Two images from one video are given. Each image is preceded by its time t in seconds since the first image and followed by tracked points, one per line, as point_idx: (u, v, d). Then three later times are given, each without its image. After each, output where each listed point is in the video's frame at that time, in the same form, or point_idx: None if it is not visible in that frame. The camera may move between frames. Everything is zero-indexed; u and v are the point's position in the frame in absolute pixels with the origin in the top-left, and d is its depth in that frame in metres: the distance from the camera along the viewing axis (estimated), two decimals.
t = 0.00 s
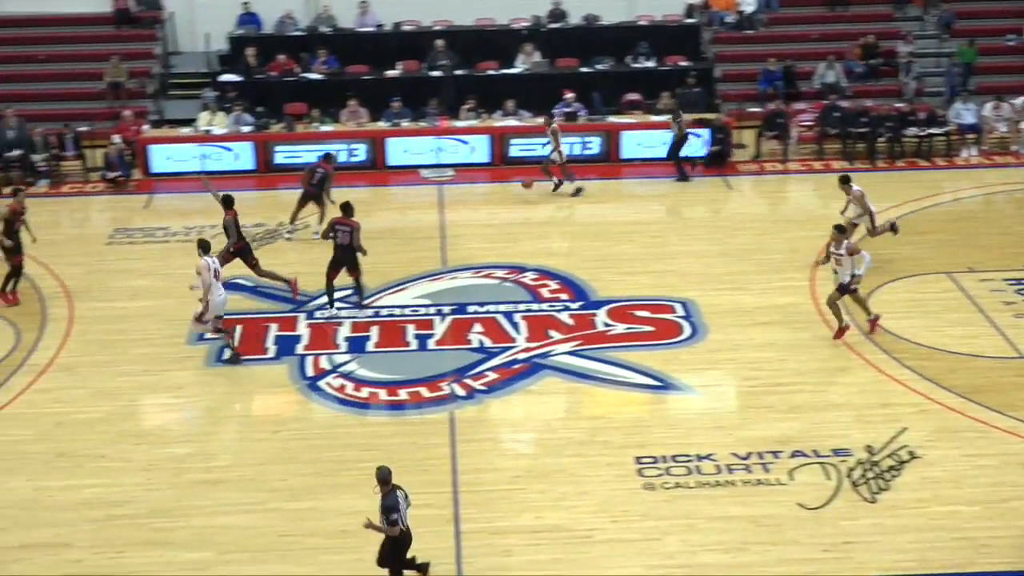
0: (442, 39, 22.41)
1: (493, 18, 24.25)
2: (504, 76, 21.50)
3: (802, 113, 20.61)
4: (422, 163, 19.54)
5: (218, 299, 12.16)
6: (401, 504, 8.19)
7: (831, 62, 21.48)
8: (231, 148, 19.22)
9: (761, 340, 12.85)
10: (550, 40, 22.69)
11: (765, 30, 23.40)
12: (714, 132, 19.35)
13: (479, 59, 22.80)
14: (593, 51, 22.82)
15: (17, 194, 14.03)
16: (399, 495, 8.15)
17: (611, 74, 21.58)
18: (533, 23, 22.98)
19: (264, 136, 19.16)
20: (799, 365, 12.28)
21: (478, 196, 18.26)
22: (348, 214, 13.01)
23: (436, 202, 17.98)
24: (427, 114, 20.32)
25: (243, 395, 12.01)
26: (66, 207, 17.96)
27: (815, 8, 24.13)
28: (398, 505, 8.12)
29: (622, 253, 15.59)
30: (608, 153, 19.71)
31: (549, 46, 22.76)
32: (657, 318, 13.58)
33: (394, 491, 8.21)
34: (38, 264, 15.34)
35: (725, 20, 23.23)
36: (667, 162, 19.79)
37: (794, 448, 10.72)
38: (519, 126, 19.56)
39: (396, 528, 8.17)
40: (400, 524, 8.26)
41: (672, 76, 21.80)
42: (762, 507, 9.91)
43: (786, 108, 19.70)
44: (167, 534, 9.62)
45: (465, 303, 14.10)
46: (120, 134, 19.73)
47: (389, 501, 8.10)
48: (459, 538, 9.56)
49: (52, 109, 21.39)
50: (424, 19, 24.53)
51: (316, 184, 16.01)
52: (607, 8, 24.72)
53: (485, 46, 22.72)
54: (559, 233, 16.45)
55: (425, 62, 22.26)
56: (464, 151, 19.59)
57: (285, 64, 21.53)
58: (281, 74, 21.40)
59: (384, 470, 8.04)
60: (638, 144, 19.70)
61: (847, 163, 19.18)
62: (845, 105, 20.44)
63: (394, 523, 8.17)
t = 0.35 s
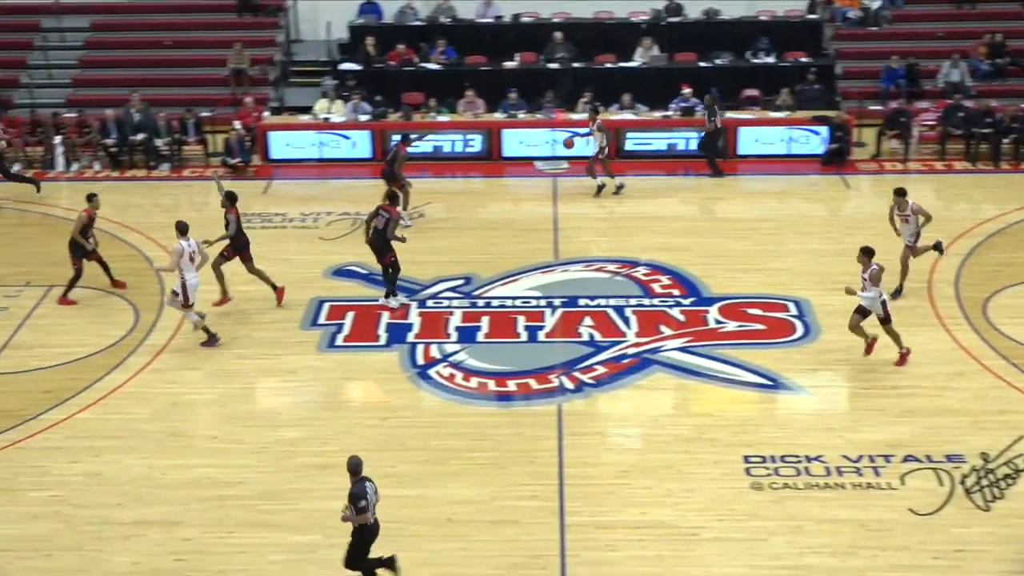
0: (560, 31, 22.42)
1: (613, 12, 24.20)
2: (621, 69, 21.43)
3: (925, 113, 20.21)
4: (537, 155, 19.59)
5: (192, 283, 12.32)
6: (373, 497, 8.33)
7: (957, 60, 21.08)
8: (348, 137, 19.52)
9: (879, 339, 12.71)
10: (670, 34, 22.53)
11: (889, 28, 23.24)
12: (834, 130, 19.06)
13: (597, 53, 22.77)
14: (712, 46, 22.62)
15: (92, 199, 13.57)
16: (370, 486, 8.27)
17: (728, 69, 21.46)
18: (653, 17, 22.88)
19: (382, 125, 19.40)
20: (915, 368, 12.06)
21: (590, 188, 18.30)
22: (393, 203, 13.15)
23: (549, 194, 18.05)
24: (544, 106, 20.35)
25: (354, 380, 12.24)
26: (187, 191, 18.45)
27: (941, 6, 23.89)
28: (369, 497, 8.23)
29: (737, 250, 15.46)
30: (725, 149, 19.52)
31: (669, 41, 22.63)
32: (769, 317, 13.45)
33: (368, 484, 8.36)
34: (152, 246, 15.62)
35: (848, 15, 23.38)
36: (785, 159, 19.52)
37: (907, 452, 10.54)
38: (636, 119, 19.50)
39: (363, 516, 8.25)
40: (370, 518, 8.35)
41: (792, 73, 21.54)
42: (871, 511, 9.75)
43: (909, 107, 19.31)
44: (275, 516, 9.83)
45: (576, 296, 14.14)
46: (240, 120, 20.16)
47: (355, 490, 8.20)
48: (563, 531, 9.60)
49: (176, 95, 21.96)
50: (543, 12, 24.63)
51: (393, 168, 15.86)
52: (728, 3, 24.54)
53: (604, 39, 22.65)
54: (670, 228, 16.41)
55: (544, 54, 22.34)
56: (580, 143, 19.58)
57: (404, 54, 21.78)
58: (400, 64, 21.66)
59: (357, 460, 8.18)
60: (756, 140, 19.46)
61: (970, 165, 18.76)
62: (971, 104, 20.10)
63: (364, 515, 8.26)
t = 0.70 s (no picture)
0: (671, 30, 22.33)
1: (724, 11, 23.97)
2: (732, 68, 21.25)
3: None
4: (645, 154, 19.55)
5: (177, 266, 12.78)
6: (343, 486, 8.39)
7: None
8: (456, 133, 19.67)
9: (989, 349, 12.43)
10: (783, 35, 22.27)
11: (1009, 31, 22.60)
12: (947, 134, 18.67)
13: (707, 52, 22.60)
14: (825, 47, 22.29)
15: (169, 181, 13.47)
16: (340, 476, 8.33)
17: (841, 70, 21.11)
18: (765, 17, 22.63)
19: (490, 121, 19.53)
20: None
21: (696, 188, 18.18)
22: (434, 208, 13.08)
23: (656, 193, 17.97)
24: (653, 105, 20.28)
25: (455, 374, 12.38)
26: (296, 183, 18.81)
27: None
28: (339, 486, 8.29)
29: (843, 255, 15.22)
30: (835, 151, 19.24)
31: (781, 41, 22.35)
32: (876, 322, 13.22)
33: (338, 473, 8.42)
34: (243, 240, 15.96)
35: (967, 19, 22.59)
36: (897, 163, 19.16)
37: (1015, 465, 10.29)
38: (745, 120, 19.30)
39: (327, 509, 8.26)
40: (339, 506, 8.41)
41: (906, 75, 21.11)
42: (978, 523, 9.54)
43: None
44: (374, 507, 10.00)
45: (680, 296, 14.09)
46: (351, 114, 20.45)
47: (326, 481, 8.21)
48: (661, 532, 9.59)
49: (288, 88, 22.39)
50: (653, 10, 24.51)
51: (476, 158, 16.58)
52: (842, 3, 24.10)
53: (715, 38, 22.47)
54: (775, 230, 16.24)
55: (654, 52, 22.26)
56: (687, 143, 19.50)
57: (514, 51, 21.95)
58: (510, 61, 21.78)
59: (328, 450, 8.23)
60: (868, 143, 19.17)
61: None
62: None
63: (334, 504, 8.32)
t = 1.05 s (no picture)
0: (770, 31, 22.09)
1: (824, 13, 23.67)
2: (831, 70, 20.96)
3: None
4: (740, 156, 19.42)
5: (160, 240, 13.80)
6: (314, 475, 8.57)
7: None
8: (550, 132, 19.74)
9: None
10: (883, 37, 21.91)
11: None
12: None
13: (804, 54, 22.34)
14: (926, 50, 21.90)
15: (246, 168, 13.95)
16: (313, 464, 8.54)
17: (942, 74, 20.69)
18: (866, 18, 22.29)
19: (584, 120, 19.58)
20: None
21: (791, 191, 17.99)
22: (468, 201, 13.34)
23: (750, 196, 17.83)
24: (749, 106, 20.13)
25: (545, 372, 12.45)
26: (391, 178, 19.05)
27: None
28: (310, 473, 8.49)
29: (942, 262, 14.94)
30: (934, 157, 18.90)
31: (881, 44, 22.00)
32: (973, 331, 12.98)
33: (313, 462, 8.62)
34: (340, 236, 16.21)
35: None
36: (999, 170, 18.75)
37: None
38: (843, 123, 19.05)
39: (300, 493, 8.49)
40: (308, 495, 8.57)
41: (1011, 79, 20.56)
42: None
43: None
44: (461, 503, 10.11)
45: (772, 300, 13.97)
46: (446, 111, 20.62)
47: (297, 465, 8.45)
48: (748, 536, 9.54)
49: (383, 84, 22.66)
50: (751, 11, 24.29)
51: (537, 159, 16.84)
52: (946, 6, 23.64)
53: (813, 39, 22.19)
54: (871, 234, 16.00)
55: (751, 54, 22.08)
56: (783, 146, 19.31)
57: (610, 50, 21.87)
58: (605, 60, 21.75)
59: (303, 436, 8.44)
60: (969, 148, 18.76)
61: None
62: None
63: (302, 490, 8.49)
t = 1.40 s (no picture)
0: (831, 32, 21.88)
1: (886, 14, 23.43)
2: (892, 72, 20.76)
3: None
4: (799, 157, 19.29)
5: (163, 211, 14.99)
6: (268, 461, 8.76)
7: None
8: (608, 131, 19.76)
9: None
10: (946, 39, 21.66)
11: None
12: None
13: (866, 55, 22.14)
14: (990, 52, 21.61)
15: (291, 168, 14.02)
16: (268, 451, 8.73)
17: (1006, 76, 20.42)
18: (928, 19, 22.05)
19: (643, 120, 19.57)
20: None
21: (850, 194, 17.84)
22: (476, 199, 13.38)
23: (808, 198, 17.70)
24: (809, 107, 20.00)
25: (599, 372, 12.46)
26: (448, 176, 19.16)
27: None
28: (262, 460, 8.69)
29: (1003, 266, 14.75)
30: (996, 160, 18.68)
31: (943, 46, 21.75)
32: None
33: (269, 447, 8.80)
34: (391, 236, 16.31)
35: None
36: None
37: None
38: (904, 125, 18.87)
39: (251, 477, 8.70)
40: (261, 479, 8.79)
41: None
42: None
43: None
44: (513, 501, 10.16)
45: (829, 302, 13.87)
46: (503, 109, 20.69)
47: (251, 451, 8.64)
48: (801, 540, 9.49)
49: (442, 82, 22.76)
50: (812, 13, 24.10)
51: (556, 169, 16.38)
52: (1011, 8, 23.32)
53: (875, 41, 21.98)
54: (931, 238, 15.83)
55: (811, 54, 21.93)
56: (843, 147, 19.15)
57: (669, 50, 21.79)
58: (665, 60, 21.68)
59: (257, 423, 8.62)
60: None
61: None
62: None
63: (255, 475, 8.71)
